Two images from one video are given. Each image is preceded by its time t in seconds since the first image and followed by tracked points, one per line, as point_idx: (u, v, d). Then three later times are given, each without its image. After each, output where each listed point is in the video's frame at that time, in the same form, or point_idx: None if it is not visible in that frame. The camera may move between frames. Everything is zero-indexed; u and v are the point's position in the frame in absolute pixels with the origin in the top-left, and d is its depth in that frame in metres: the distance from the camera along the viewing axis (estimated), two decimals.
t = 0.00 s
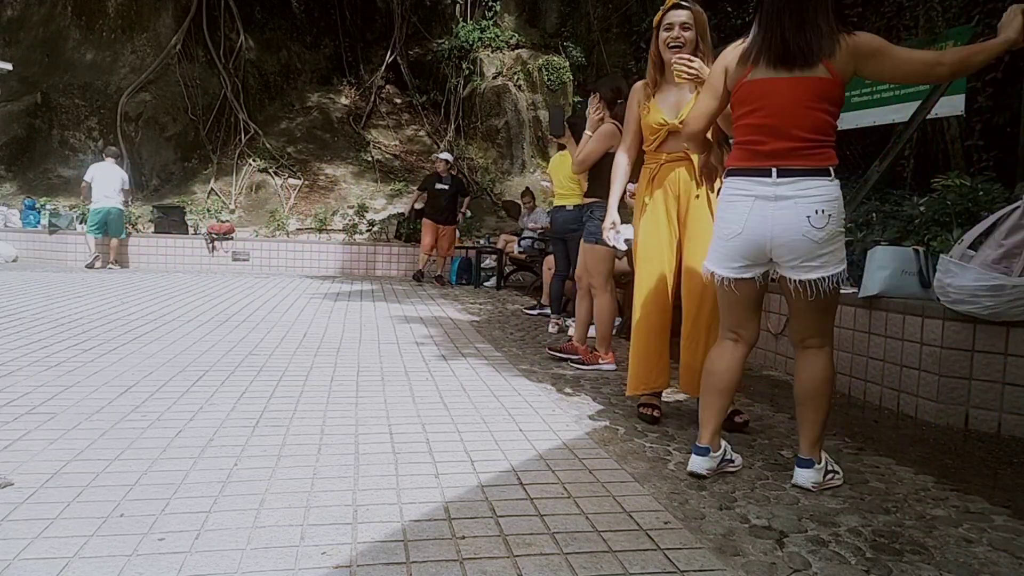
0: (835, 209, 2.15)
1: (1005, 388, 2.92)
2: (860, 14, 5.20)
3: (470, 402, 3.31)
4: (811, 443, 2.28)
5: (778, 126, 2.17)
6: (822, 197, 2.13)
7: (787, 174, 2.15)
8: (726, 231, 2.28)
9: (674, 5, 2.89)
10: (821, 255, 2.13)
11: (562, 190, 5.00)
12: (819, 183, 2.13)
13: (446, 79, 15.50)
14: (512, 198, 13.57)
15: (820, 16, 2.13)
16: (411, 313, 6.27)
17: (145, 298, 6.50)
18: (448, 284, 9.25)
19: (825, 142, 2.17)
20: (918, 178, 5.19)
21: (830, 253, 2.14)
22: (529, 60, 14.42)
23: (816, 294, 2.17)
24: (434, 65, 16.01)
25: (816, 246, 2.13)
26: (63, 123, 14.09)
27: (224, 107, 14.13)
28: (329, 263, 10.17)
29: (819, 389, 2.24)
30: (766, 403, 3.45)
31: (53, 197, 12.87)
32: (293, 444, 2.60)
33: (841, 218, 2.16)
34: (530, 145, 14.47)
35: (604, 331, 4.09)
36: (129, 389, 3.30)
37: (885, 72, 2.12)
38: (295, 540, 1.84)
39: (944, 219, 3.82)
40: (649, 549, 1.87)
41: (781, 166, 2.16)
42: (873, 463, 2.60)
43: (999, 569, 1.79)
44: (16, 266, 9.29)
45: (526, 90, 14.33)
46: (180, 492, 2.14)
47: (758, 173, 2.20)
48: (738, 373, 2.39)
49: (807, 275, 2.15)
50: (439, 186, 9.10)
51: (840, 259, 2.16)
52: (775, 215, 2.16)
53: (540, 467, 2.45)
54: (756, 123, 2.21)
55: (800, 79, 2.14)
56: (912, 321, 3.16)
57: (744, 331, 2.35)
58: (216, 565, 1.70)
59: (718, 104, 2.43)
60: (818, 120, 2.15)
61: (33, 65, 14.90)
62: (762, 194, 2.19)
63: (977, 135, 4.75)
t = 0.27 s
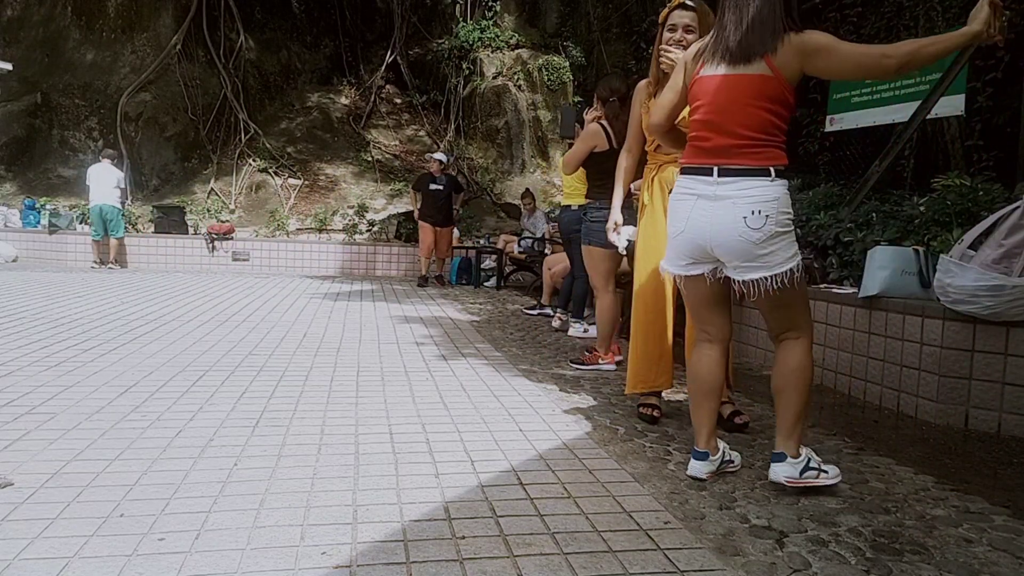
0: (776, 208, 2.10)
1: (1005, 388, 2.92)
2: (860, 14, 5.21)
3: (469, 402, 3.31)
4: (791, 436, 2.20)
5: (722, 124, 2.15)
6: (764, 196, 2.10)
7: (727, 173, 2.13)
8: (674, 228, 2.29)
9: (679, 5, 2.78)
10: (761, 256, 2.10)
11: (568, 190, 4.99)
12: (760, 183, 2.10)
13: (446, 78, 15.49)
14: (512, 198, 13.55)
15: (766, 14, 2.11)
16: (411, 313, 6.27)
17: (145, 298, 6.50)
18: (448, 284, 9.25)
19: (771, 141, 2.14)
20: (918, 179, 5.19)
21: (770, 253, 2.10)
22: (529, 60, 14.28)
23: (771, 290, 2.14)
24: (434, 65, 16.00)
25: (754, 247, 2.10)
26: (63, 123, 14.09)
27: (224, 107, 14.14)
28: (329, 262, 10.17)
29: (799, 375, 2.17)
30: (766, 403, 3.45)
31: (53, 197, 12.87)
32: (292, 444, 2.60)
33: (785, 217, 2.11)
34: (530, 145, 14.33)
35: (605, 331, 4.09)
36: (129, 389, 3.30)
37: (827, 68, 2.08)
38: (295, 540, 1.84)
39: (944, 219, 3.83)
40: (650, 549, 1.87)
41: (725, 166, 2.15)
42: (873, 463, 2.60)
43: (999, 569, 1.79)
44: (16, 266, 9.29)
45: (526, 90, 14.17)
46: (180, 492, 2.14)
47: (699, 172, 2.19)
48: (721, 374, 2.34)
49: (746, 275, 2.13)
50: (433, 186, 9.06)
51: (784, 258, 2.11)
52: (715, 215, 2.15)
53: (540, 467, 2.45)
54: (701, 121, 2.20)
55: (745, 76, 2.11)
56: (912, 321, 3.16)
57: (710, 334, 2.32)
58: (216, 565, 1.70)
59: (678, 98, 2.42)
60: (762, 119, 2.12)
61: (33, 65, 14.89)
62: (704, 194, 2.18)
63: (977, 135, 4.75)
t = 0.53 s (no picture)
0: (741, 193, 2.07)
1: (1005, 388, 2.92)
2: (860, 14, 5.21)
3: (469, 402, 3.31)
4: (748, 450, 2.12)
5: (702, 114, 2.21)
6: (729, 177, 2.10)
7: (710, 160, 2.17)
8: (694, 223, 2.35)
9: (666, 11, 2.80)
10: (725, 242, 2.09)
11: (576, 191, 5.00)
12: (722, 168, 2.10)
13: (446, 78, 15.49)
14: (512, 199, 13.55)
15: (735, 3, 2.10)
16: (411, 313, 6.27)
17: (145, 298, 6.50)
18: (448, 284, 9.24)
19: (737, 125, 2.09)
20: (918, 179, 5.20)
21: (735, 239, 2.06)
22: (529, 60, 14.19)
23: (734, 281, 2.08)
24: (434, 65, 16.01)
25: (719, 233, 2.10)
26: (63, 123, 14.09)
27: (224, 107, 14.15)
28: (329, 262, 10.17)
29: (755, 391, 2.07)
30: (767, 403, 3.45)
31: (54, 197, 12.87)
32: (292, 444, 2.60)
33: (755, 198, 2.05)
34: (529, 145, 14.34)
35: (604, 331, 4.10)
36: (129, 389, 3.30)
37: (777, 39, 1.94)
38: (296, 540, 1.84)
39: (944, 219, 3.83)
40: (649, 549, 1.87)
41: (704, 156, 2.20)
42: (873, 463, 2.60)
43: (999, 569, 1.79)
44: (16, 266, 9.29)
45: (526, 90, 14.11)
46: (180, 492, 2.14)
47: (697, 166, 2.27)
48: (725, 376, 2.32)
49: (718, 263, 2.12)
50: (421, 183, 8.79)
51: (754, 244, 2.03)
52: (700, 201, 2.20)
53: (540, 467, 2.45)
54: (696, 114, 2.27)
55: (712, 66, 2.16)
56: (912, 321, 3.16)
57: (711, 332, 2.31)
58: (217, 565, 1.70)
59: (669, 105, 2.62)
60: (725, 103, 2.10)
61: (33, 65, 14.89)
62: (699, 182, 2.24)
63: (977, 135, 4.76)
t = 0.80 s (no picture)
0: (743, 199, 2.08)
1: (1005, 388, 2.92)
2: (859, 14, 5.21)
3: (470, 402, 3.31)
4: (747, 453, 2.12)
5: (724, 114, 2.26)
6: (729, 183, 2.15)
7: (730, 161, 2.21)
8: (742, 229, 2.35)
9: (660, 13, 2.81)
10: (732, 245, 2.13)
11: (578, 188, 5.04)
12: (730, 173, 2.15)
13: (446, 79, 15.49)
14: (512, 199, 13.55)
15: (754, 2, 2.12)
16: (411, 313, 6.26)
17: (145, 299, 6.50)
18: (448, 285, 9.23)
19: (743, 121, 2.11)
20: (918, 179, 5.19)
21: (740, 243, 2.10)
22: (529, 60, 14.20)
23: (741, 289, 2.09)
24: (434, 65, 16.01)
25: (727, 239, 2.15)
26: (63, 123, 14.10)
27: (224, 107, 14.14)
28: (329, 262, 10.17)
29: (754, 395, 2.07)
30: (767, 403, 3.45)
31: (54, 197, 12.87)
32: (292, 444, 2.60)
33: (755, 200, 2.06)
34: (530, 145, 14.27)
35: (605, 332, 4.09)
36: (129, 389, 3.30)
37: (764, 30, 1.95)
38: (296, 540, 1.84)
39: (944, 219, 3.83)
40: (649, 549, 1.87)
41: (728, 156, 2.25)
42: (873, 463, 2.60)
43: (999, 569, 1.79)
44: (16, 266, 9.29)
45: (526, 90, 14.09)
46: (180, 492, 2.14)
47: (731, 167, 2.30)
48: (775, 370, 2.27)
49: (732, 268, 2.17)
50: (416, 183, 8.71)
51: (755, 250, 2.04)
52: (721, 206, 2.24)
53: (540, 467, 2.45)
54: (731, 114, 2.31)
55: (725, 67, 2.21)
56: (912, 321, 3.16)
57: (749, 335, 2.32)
58: (216, 565, 1.70)
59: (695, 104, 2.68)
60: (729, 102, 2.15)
61: (33, 65, 14.89)
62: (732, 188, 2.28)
63: (977, 135, 4.76)
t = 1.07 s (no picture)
0: (777, 201, 2.11)
1: (1005, 388, 2.92)
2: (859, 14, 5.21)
3: (470, 402, 3.31)
4: (749, 452, 2.13)
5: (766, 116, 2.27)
6: (765, 187, 2.17)
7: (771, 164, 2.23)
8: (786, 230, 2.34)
9: (660, 13, 2.81)
10: (766, 247, 2.15)
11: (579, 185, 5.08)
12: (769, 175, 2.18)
13: (446, 79, 15.50)
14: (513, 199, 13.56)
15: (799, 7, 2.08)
16: (411, 313, 6.26)
17: (145, 299, 6.50)
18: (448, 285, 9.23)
19: (781, 126, 2.12)
20: (918, 179, 5.19)
21: (773, 243, 2.11)
22: (529, 60, 14.22)
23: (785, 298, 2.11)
24: (434, 65, 16.01)
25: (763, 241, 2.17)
26: (63, 123, 14.10)
27: (224, 107, 14.14)
28: (329, 262, 10.18)
29: (767, 394, 2.08)
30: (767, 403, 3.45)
31: (53, 197, 12.87)
32: (292, 443, 2.60)
33: (789, 202, 2.07)
34: (530, 145, 14.30)
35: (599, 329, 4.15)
36: (129, 389, 3.30)
37: (802, 36, 1.94)
38: (295, 540, 1.84)
39: (944, 219, 3.83)
40: (649, 549, 1.87)
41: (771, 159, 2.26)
42: (873, 463, 2.60)
43: (999, 569, 1.79)
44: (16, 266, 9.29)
45: (526, 90, 14.10)
46: (180, 492, 2.14)
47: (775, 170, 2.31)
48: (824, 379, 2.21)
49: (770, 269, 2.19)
50: (420, 179, 8.66)
51: (785, 251, 2.06)
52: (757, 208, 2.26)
53: (540, 467, 2.45)
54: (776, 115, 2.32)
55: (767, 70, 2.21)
56: (912, 321, 3.17)
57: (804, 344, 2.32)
58: (216, 565, 1.70)
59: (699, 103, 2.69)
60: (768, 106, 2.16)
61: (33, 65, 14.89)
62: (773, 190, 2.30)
63: (977, 135, 4.76)
